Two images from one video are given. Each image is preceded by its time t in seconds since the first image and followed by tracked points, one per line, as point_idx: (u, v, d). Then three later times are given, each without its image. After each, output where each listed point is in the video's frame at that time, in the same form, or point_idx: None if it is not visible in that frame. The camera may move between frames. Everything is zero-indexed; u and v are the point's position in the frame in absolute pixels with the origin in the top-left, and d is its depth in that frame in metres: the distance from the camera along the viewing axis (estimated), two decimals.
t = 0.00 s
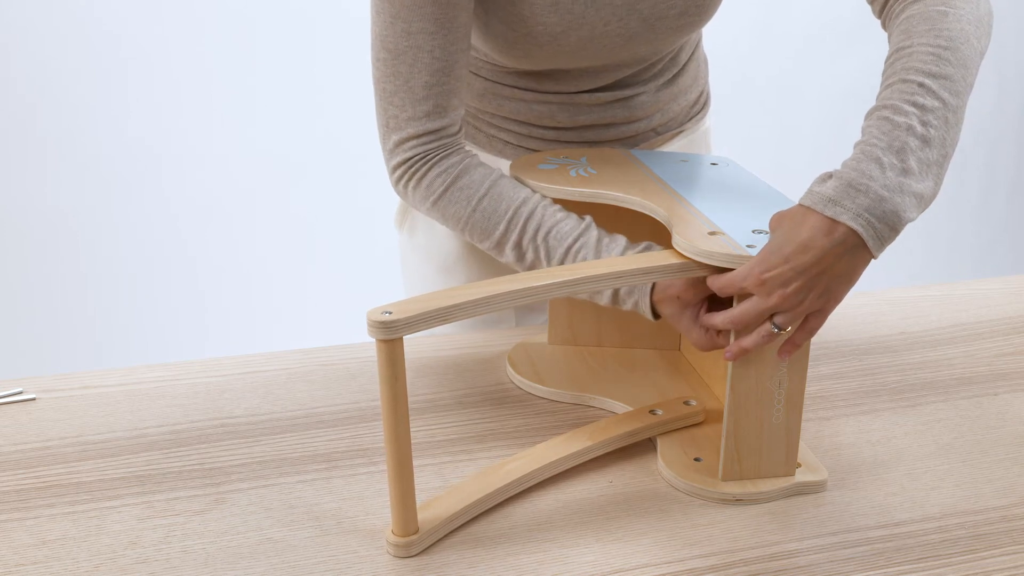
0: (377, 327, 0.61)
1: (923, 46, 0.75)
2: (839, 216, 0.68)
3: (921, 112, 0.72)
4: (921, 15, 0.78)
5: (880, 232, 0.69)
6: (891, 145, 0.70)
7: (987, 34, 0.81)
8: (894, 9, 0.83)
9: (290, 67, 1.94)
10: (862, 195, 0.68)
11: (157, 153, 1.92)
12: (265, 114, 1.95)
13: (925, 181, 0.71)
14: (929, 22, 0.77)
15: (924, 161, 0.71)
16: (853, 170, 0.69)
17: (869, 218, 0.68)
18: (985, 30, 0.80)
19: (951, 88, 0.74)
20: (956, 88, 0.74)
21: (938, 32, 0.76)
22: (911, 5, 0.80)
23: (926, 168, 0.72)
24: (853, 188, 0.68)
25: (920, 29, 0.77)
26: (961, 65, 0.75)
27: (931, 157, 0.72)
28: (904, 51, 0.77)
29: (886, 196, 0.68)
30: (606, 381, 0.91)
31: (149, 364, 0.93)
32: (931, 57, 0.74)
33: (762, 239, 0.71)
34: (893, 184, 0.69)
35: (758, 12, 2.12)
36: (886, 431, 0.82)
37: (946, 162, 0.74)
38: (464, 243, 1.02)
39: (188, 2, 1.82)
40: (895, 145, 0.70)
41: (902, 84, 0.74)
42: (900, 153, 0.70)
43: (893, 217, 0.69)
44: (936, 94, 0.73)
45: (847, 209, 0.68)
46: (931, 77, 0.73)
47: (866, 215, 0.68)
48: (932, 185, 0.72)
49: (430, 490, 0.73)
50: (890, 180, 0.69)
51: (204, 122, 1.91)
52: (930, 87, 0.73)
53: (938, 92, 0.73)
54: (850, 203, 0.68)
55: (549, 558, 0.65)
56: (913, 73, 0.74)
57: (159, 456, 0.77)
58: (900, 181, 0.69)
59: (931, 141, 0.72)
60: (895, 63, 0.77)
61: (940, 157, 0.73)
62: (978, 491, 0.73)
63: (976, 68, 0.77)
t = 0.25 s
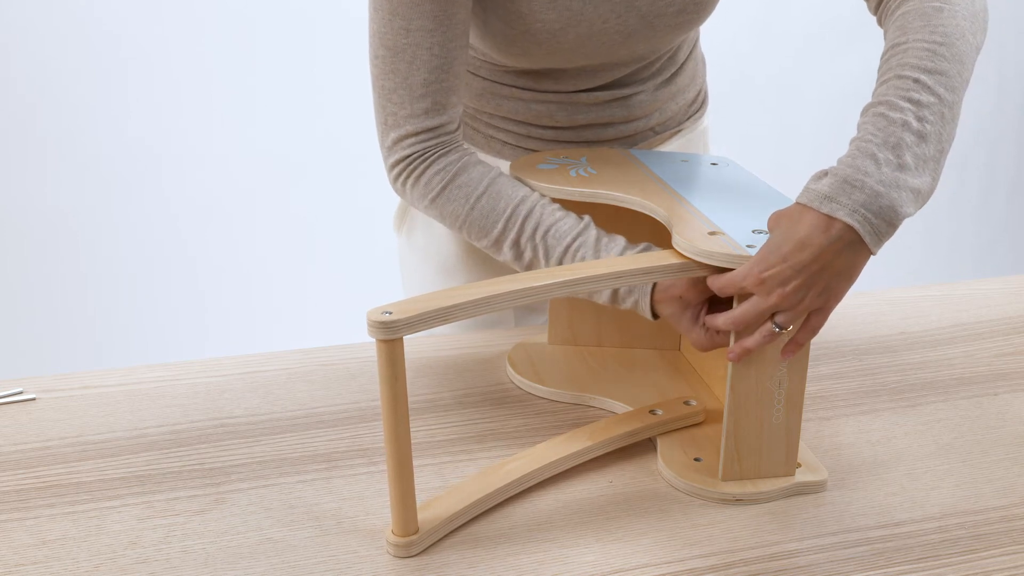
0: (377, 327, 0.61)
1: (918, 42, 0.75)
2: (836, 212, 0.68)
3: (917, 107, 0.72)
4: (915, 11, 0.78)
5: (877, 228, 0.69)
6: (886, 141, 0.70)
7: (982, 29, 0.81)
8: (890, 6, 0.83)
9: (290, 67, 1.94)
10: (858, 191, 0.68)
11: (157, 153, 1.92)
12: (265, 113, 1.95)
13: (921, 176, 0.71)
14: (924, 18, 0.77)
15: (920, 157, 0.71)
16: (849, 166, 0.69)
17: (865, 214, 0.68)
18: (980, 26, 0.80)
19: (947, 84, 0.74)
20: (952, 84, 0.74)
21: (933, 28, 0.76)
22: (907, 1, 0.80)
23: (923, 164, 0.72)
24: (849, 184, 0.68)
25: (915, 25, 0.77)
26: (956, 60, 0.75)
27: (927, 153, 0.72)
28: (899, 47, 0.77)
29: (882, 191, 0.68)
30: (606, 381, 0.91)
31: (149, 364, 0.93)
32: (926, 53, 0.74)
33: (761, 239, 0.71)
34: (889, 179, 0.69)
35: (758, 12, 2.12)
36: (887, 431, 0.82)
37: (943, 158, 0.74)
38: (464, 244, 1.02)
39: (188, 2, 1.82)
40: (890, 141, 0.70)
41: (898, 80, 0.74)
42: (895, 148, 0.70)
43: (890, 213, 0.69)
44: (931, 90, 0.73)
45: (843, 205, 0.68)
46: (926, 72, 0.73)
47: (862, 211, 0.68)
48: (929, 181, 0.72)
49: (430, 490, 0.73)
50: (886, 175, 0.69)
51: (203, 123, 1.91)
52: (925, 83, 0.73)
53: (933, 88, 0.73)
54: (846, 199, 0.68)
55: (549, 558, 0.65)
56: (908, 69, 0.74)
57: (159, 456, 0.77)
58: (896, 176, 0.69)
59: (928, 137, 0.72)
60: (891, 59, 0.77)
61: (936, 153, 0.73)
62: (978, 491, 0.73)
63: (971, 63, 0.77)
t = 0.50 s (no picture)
0: (377, 327, 0.61)
1: (915, 40, 0.76)
2: (837, 210, 0.68)
3: (915, 105, 0.72)
4: (912, 10, 0.78)
5: (878, 225, 0.69)
6: (886, 139, 0.70)
7: (978, 28, 0.81)
8: (886, 5, 0.83)
9: (290, 67, 1.94)
10: (859, 188, 0.68)
11: (157, 153, 1.92)
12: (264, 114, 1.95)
13: (921, 173, 0.71)
14: (921, 16, 0.77)
15: (919, 155, 0.71)
16: (849, 164, 0.69)
17: (866, 211, 0.68)
18: (976, 24, 0.80)
19: (945, 82, 0.74)
20: (949, 82, 0.74)
21: (930, 26, 0.76)
22: None
23: (922, 162, 0.72)
24: (850, 182, 0.68)
25: (912, 23, 0.77)
26: (954, 58, 0.75)
27: (926, 151, 0.72)
28: (897, 46, 0.77)
29: (883, 189, 0.68)
30: (605, 381, 0.91)
31: (149, 364, 0.93)
32: (923, 51, 0.74)
33: (761, 239, 0.71)
34: (890, 177, 0.69)
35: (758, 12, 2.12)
36: (887, 431, 0.82)
37: (942, 156, 0.74)
38: (464, 245, 1.02)
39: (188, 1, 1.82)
40: (890, 138, 0.70)
41: (896, 79, 0.74)
42: (895, 146, 0.70)
43: (891, 210, 0.69)
44: (930, 88, 0.73)
45: (844, 203, 0.68)
46: (924, 71, 0.73)
47: (863, 208, 0.68)
48: (928, 178, 0.72)
49: (430, 490, 0.73)
50: (887, 173, 0.69)
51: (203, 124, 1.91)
52: (924, 81, 0.73)
53: (931, 86, 0.73)
54: (848, 197, 0.68)
55: (549, 558, 0.65)
56: (906, 67, 0.74)
57: (159, 456, 0.77)
58: (896, 174, 0.69)
59: (927, 135, 0.72)
60: (888, 58, 0.77)
61: (935, 150, 0.73)
62: (978, 491, 0.72)
63: (968, 61, 0.77)
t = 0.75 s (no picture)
0: (377, 328, 0.61)
1: (916, 41, 0.76)
2: (841, 211, 0.68)
3: (918, 106, 0.72)
4: (913, 11, 0.78)
5: (881, 226, 0.69)
6: (889, 140, 0.70)
7: (978, 29, 0.81)
8: (886, 6, 0.83)
9: (289, 67, 1.94)
10: (863, 189, 0.68)
11: (157, 153, 1.92)
12: (264, 114, 1.95)
13: (923, 174, 0.71)
14: (922, 18, 0.77)
15: (922, 156, 0.71)
16: (852, 165, 0.69)
17: (870, 212, 0.68)
18: (976, 25, 0.80)
19: (946, 83, 0.74)
20: (951, 84, 0.74)
21: (931, 28, 0.76)
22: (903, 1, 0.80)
23: (924, 163, 0.72)
24: (854, 182, 0.68)
25: (913, 24, 0.77)
26: (955, 60, 0.75)
27: (929, 151, 0.72)
28: (898, 47, 0.77)
29: (887, 190, 0.68)
30: (606, 381, 0.91)
31: (149, 364, 0.93)
32: (925, 53, 0.74)
33: (761, 239, 0.71)
34: (893, 178, 0.69)
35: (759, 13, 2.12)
36: (887, 431, 0.82)
37: (944, 157, 0.74)
38: (464, 245, 1.02)
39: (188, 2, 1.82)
40: (893, 139, 0.70)
41: (898, 80, 0.74)
42: (898, 147, 0.70)
43: (895, 211, 0.69)
44: (931, 89, 0.73)
45: (848, 204, 0.68)
46: (926, 72, 0.73)
47: (867, 209, 0.68)
48: (931, 179, 0.72)
49: (429, 490, 0.73)
50: (890, 173, 0.69)
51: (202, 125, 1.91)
52: (925, 82, 0.73)
53: (933, 87, 0.73)
54: (851, 197, 0.68)
55: (549, 558, 0.65)
56: (907, 68, 0.74)
57: (159, 456, 0.77)
58: (899, 174, 0.69)
59: (929, 136, 0.72)
60: (890, 59, 0.77)
61: (937, 151, 0.73)
62: (978, 491, 0.73)
63: (969, 62, 0.77)
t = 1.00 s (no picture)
0: (377, 328, 0.61)
1: (917, 43, 0.75)
2: (843, 212, 0.68)
3: (918, 108, 0.72)
4: (913, 13, 0.78)
5: (883, 227, 0.69)
6: (890, 141, 0.70)
7: (979, 30, 0.81)
8: (886, 7, 0.83)
9: (289, 67, 1.94)
10: (865, 190, 0.68)
11: (157, 153, 1.92)
12: (263, 114, 1.95)
13: (924, 176, 0.71)
14: (923, 19, 0.77)
15: (923, 157, 0.71)
16: (854, 166, 0.69)
17: (872, 213, 0.68)
18: (977, 27, 0.80)
19: (947, 85, 0.74)
20: (952, 85, 0.74)
21: (932, 29, 0.76)
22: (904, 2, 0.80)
23: (926, 164, 0.72)
24: (855, 184, 0.68)
25: (914, 26, 0.77)
26: (955, 62, 0.75)
27: (930, 153, 0.72)
28: (898, 49, 0.77)
29: (889, 191, 0.68)
30: (606, 381, 0.91)
31: (149, 364, 0.93)
32: (925, 55, 0.74)
33: (762, 239, 0.71)
34: (894, 179, 0.69)
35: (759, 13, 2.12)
36: (887, 431, 0.82)
37: (944, 158, 0.74)
38: (464, 245, 1.02)
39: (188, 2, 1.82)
40: (894, 141, 0.70)
41: (899, 82, 0.74)
42: (899, 148, 0.70)
43: (896, 212, 0.69)
44: (932, 91, 0.73)
45: (850, 205, 0.68)
46: (927, 74, 0.73)
47: (869, 210, 0.68)
48: (932, 181, 0.72)
49: (429, 490, 0.73)
50: (892, 175, 0.69)
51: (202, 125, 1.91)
52: (926, 84, 0.73)
53: (933, 89, 0.73)
54: (853, 198, 0.68)
55: (549, 558, 0.65)
56: (908, 70, 0.74)
57: (159, 456, 0.77)
58: (901, 176, 0.69)
59: (930, 137, 0.72)
60: (890, 61, 0.77)
61: (938, 153, 0.73)
62: (978, 491, 0.73)
63: (969, 64, 0.77)
